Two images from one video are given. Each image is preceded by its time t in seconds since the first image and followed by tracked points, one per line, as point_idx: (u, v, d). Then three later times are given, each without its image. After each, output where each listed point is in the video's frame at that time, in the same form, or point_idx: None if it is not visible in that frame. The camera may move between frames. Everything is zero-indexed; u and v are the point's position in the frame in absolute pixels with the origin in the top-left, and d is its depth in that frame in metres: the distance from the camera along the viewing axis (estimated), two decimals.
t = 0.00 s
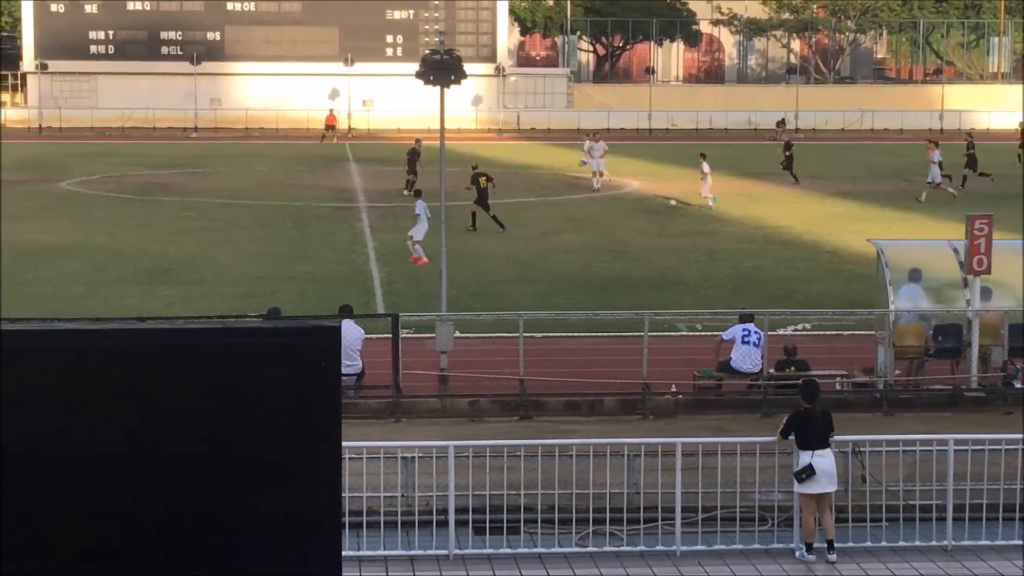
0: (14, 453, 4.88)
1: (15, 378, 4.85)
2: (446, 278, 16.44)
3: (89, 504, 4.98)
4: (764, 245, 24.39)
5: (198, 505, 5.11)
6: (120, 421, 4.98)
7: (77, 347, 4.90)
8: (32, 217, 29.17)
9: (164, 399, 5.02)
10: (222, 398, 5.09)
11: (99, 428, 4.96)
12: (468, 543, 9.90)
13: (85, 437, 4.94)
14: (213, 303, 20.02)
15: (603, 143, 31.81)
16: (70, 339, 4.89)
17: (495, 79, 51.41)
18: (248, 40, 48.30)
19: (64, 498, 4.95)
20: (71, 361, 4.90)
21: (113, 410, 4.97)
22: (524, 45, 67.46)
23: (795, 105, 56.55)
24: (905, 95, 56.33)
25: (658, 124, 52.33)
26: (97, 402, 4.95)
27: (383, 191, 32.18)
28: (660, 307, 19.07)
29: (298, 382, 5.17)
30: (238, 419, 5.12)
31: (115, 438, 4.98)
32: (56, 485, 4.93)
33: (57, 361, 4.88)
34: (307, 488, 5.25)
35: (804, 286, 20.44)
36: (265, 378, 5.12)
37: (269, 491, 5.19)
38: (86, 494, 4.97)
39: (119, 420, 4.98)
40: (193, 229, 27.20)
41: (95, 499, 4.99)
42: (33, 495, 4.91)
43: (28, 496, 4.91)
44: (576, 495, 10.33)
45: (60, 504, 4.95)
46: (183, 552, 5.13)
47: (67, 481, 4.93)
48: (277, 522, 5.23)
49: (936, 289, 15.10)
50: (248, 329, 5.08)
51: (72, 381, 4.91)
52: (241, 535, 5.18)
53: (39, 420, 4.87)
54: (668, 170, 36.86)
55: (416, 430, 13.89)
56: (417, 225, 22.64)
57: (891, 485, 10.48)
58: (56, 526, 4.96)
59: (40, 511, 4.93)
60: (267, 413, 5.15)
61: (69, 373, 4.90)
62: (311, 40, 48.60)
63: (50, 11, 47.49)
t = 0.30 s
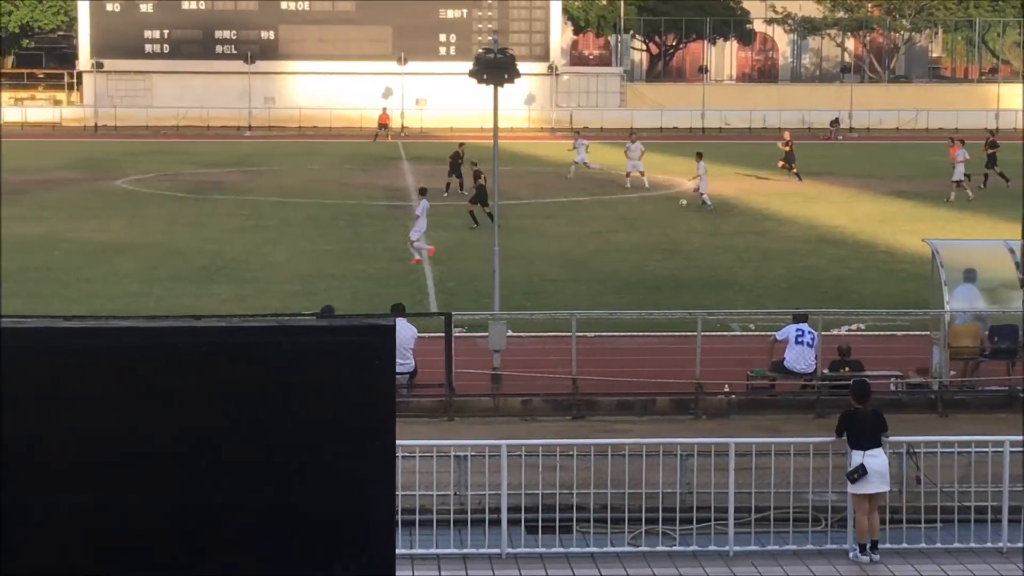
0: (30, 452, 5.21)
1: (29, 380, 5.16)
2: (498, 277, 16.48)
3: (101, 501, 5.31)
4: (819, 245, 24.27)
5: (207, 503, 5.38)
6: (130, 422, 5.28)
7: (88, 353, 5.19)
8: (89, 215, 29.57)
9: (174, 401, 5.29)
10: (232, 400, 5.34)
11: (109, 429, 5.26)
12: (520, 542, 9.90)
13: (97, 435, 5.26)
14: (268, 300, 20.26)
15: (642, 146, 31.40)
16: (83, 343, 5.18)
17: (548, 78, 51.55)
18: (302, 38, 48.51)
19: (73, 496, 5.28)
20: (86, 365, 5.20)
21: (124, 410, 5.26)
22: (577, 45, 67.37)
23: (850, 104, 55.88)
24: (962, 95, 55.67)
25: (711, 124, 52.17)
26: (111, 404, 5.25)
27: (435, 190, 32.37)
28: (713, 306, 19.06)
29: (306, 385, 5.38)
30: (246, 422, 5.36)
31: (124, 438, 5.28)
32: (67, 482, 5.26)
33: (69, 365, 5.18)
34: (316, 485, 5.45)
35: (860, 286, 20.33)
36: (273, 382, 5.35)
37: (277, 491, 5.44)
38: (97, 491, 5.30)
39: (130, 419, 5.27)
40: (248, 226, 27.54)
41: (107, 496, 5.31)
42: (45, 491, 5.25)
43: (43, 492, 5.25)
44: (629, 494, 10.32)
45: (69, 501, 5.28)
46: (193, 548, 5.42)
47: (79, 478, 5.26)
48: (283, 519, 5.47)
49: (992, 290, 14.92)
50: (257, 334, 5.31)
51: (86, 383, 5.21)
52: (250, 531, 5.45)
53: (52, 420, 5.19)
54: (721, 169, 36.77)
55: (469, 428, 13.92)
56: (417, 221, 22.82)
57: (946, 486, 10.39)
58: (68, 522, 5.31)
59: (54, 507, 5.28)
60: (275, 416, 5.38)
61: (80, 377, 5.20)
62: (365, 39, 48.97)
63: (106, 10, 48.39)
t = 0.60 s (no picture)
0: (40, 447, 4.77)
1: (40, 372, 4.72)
2: (553, 275, 16.52)
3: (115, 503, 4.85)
4: (875, 244, 24.08)
5: (226, 509, 4.91)
6: (151, 420, 4.83)
7: (108, 340, 4.77)
8: (147, 213, 29.95)
9: (199, 397, 4.85)
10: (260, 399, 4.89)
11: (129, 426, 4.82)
12: (574, 541, 9.90)
13: (115, 432, 4.82)
14: (324, 298, 20.42)
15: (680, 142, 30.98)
16: (105, 331, 4.76)
17: (603, 76, 51.60)
18: (358, 36, 49.12)
19: (87, 497, 4.82)
20: (104, 360, 4.79)
21: (144, 407, 4.82)
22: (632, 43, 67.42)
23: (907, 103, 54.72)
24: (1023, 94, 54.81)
25: (766, 122, 51.77)
26: (130, 404, 4.82)
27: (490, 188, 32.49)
28: (769, 305, 18.98)
29: (345, 387, 4.92)
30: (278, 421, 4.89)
31: (143, 437, 4.83)
32: (82, 481, 4.81)
33: (89, 359, 4.77)
34: (351, 489, 4.95)
35: (918, 286, 20.16)
36: (308, 382, 4.90)
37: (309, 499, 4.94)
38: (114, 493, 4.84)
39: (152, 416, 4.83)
40: (304, 224, 27.79)
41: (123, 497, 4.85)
42: (56, 492, 4.80)
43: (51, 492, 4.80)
44: (685, 494, 10.32)
45: (80, 504, 4.82)
46: (213, 560, 4.95)
47: (94, 480, 4.82)
48: (314, 529, 4.97)
49: None
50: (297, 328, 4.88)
51: (105, 376, 4.79)
52: (275, 543, 4.95)
53: (68, 416, 4.77)
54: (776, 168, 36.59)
55: (523, 426, 13.99)
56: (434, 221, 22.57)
57: (1003, 487, 10.33)
58: (76, 528, 4.84)
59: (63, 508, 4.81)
60: (309, 416, 4.91)
61: (98, 367, 4.78)
62: (418, 37, 49.17)
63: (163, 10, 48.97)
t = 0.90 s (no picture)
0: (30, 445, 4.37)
1: (26, 367, 4.33)
2: (609, 272, 16.56)
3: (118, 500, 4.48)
4: (934, 242, 23.89)
5: (225, 510, 4.52)
6: (150, 417, 4.45)
7: (103, 330, 4.39)
8: (205, 209, 30.45)
9: (199, 395, 4.46)
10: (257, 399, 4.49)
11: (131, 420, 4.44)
12: (630, 538, 9.94)
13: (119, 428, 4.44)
14: (382, 295, 20.61)
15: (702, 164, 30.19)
16: (102, 326, 4.39)
17: (658, 73, 51.48)
18: (413, 33, 49.20)
19: (84, 493, 4.44)
20: (99, 353, 4.40)
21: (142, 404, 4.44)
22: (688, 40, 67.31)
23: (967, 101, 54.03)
24: None
25: (823, 119, 51.15)
26: (124, 403, 4.43)
27: (546, 184, 32.60)
28: (826, 303, 18.90)
29: (357, 384, 4.52)
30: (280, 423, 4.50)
31: (142, 436, 4.45)
32: (79, 479, 4.43)
33: (84, 348, 4.38)
34: (361, 490, 4.55)
35: (978, 284, 19.98)
36: (321, 379, 4.50)
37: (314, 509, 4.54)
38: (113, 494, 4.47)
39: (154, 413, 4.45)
40: (360, 221, 28.05)
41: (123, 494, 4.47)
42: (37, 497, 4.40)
43: (39, 492, 4.40)
44: (741, 492, 10.33)
45: (78, 499, 4.45)
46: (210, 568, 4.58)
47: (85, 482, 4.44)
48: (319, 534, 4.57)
49: None
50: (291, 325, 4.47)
51: (100, 372, 4.41)
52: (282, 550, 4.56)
53: (57, 415, 4.37)
54: (833, 165, 36.33)
55: (578, 423, 14.06)
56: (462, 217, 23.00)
57: None
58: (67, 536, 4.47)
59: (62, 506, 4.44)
60: (309, 421, 4.51)
61: (94, 363, 4.41)
62: (474, 35, 49.45)
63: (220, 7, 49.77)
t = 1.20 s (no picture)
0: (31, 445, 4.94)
1: (48, 364, 4.90)
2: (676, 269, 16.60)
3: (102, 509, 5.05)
4: (1006, 240, 23.62)
5: (227, 500, 5.10)
6: (155, 416, 5.01)
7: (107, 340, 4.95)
8: (273, 205, 30.87)
9: (199, 398, 5.02)
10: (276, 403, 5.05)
11: (113, 433, 5.00)
12: (697, 536, 10.00)
13: (105, 438, 4.99)
14: (449, 292, 20.84)
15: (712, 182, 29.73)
16: (119, 330, 4.96)
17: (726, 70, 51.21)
18: (481, 31, 50.14)
19: (83, 495, 5.01)
20: (115, 354, 4.97)
21: (139, 409, 5.00)
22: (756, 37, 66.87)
23: None
24: None
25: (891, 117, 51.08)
26: (133, 403, 5.00)
27: (612, 181, 32.70)
28: (896, 301, 18.81)
29: (370, 387, 5.06)
30: (280, 424, 5.06)
31: (148, 434, 5.01)
32: (75, 480, 5.00)
33: (104, 350, 4.96)
34: (356, 486, 5.10)
35: None
36: (331, 381, 5.05)
37: (318, 501, 5.11)
38: (107, 493, 5.03)
39: (150, 419, 5.01)
40: (428, 217, 28.36)
41: (114, 496, 5.04)
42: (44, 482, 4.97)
43: (46, 475, 4.96)
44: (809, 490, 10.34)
45: (78, 501, 5.02)
46: (212, 550, 5.15)
47: (92, 473, 5.00)
48: (316, 526, 5.14)
49: None
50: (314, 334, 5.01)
51: (101, 377, 4.96)
52: (278, 547, 5.15)
53: (72, 409, 4.95)
54: (904, 162, 35.96)
55: (644, 421, 14.16)
56: (507, 212, 23.11)
57: None
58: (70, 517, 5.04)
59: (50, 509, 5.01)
60: (329, 421, 5.06)
61: (95, 370, 4.95)
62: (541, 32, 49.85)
63: (288, 4, 50.72)
